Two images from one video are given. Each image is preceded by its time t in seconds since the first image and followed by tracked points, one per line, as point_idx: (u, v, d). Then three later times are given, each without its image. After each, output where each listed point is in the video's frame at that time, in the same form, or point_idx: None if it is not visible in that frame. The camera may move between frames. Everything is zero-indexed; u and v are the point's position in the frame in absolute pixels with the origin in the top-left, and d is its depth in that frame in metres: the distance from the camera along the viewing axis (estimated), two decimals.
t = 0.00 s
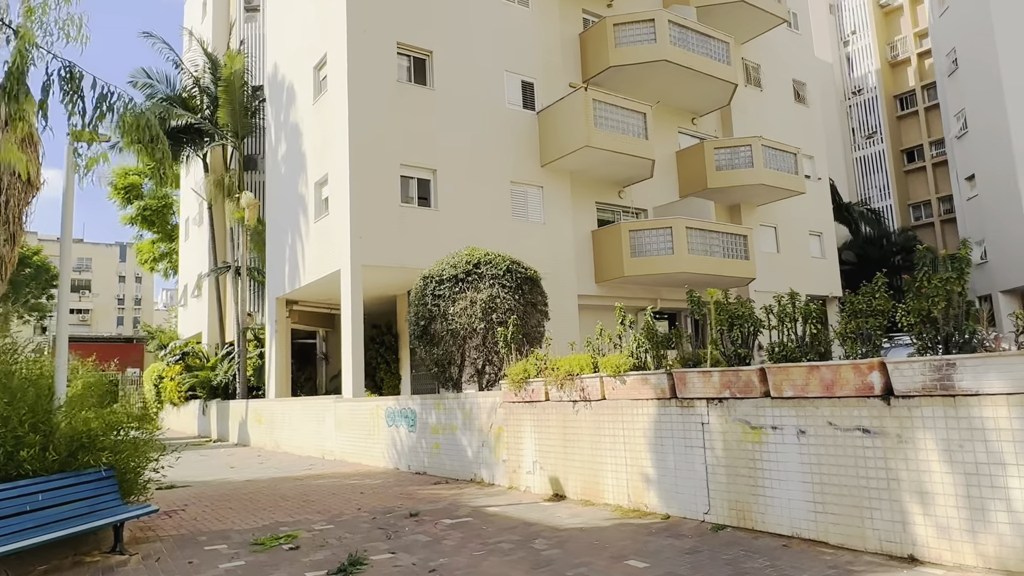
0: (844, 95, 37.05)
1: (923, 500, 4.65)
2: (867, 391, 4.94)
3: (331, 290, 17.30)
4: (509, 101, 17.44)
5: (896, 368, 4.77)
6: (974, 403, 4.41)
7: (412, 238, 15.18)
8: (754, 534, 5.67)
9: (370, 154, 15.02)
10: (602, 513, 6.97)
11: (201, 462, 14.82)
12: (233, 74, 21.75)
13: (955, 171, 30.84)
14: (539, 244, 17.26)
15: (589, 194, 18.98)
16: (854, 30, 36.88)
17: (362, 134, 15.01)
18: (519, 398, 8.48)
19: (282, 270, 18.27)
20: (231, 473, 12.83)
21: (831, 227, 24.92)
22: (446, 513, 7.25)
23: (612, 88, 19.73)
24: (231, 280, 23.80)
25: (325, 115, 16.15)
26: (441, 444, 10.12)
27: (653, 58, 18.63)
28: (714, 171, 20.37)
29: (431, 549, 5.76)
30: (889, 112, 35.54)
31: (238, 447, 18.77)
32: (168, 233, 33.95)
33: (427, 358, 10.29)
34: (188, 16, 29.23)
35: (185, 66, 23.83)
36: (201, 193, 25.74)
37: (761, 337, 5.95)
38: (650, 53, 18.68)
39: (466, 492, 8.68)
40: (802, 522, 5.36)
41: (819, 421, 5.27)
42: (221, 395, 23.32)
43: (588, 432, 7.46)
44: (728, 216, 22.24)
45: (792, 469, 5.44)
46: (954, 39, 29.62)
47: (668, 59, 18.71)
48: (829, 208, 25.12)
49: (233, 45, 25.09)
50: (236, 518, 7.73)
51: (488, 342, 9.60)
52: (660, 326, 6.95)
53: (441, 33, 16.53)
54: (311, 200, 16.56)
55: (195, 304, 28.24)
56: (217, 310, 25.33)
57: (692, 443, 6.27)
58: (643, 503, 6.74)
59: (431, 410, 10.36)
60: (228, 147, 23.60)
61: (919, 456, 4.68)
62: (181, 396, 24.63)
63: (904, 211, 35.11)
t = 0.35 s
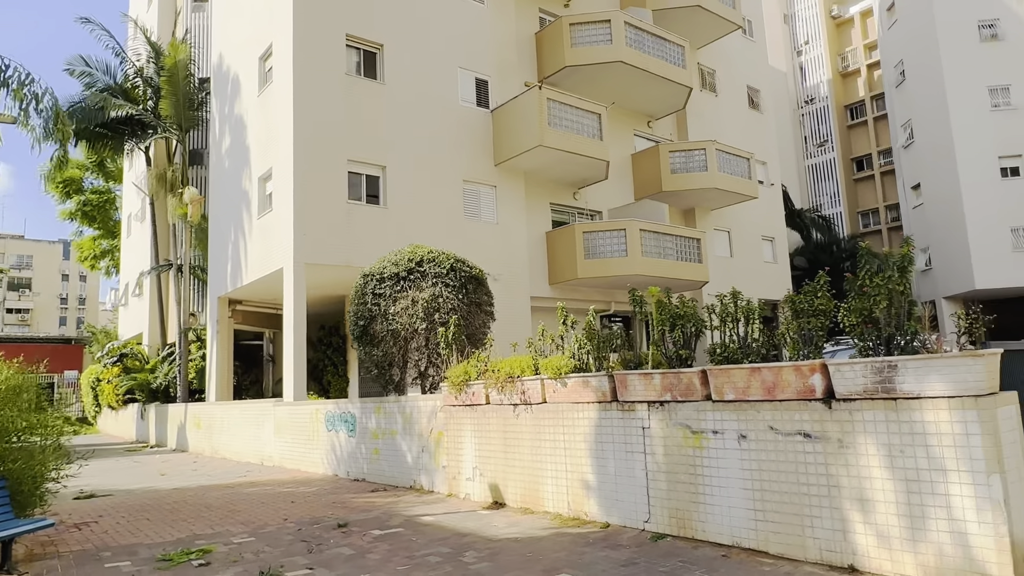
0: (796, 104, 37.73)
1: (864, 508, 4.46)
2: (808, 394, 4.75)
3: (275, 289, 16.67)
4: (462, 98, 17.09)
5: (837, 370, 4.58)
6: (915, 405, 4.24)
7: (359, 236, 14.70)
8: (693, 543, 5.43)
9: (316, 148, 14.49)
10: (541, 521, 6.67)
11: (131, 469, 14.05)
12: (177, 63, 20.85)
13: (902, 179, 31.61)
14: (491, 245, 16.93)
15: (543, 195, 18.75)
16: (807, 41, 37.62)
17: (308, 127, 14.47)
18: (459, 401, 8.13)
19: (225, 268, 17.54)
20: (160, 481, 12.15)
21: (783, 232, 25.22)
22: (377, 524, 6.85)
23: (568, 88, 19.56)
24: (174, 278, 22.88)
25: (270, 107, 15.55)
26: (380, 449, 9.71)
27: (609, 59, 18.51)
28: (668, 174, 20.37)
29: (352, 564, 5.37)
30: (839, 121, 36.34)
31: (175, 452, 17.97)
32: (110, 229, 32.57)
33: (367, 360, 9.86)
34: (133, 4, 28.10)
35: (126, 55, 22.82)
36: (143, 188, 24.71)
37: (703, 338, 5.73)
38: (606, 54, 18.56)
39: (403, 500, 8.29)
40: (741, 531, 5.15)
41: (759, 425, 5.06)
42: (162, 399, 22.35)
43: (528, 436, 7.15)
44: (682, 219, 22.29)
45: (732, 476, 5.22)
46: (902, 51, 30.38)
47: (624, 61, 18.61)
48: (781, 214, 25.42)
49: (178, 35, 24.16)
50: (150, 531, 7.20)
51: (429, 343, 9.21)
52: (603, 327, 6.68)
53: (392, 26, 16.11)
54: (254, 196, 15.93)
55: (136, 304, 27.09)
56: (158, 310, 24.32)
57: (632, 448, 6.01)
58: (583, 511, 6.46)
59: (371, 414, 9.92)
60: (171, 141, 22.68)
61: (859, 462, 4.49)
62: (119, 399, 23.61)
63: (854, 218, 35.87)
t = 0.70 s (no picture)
0: (734, 117, 38.66)
1: (779, 521, 4.29)
2: (726, 402, 4.57)
3: (195, 290, 15.83)
4: (398, 97, 16.67)
5: (754, 378, 4.41)
6: (831, 414, 4.09)
7: (285, 236, 14.09)
8: (609, 559, 5.19)
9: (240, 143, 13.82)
10: (456, 536, 6.33)
11: (29, 482, 13.04)
12: (96, 50, 19.73)
13: (832, 193, 32.68)
14: (426, 248, 16.53)
15: (481, 198, 18.45)
16: (744, 56, 38.63)
17: (232, 120, 13.79)
18: (376, 409, 7.72)
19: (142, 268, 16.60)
20: (58, 495, 11.27)
21: (718, 241, 25.65)
22: (279, 542, 6.38)
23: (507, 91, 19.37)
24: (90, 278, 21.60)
25: (192, 98, 14.79)
26: (296, 460, 9.19)
27: (548, 63, 18.41)
28: (607, 180, 20.39)
29: None
30: (774, 135, 37.42)
31: (84, 463, 16.85)
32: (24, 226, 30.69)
33: (282, 365, 9.32)
34: None
35: (41, 40, 21.50)
36: (59, 182, 23.30)
37: (623, 344, 5.51)
38: (545, 58, 18.45)
39: (315, 514, 7.83)
40: (658, 546, 4.92)
41: (677, 435, 4.85)
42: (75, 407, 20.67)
43: (445, 446, 6.80)
44: (621, 226, 22.37)
45: (649, 488, 5.00)
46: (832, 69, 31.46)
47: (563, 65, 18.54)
48: (717, 223, 25.86)
49: (99, 21, 22.92)
50: (26, 552, 6.54)
51: (348, 348, 8.79)
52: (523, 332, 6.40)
53: (325, 20, 15.58)
54: (174, 191, 15.10)
55: (50, 305, 25.52)
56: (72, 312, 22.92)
57: (550, 458, 5.74)
58: (500, 525, 6.15)
59: (287, 423, 9.39)
60: (90, 133, 21.44)
61: (776, 473, 4.33)
62: (26, 406, 22.07)
63: (787, 229, 36.93)
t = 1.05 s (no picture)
0: (667, 129, 39.35)
1: (689, 542, 4.04)
2: (637, 415, 4.30)
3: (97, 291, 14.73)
4: (323, 94, 16.04)
5: (666, 390, 4.16)
6: (742, 429, 3.87)
7: (196, 235, 13.27)
8: None
9: (147, 134, 12.93)
10: (356, 559, 5.87)
11: None
12: None
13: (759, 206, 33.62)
14: (350, 251, 15.92)
15: (410, 202, 17.96)
16: (678, 70, 39.42)
17: (139, 110, 12.88)
18: (278, 421, 7.17)
19: (38, 266, 15.34)
20: None
21: (649, 250, 25.92)
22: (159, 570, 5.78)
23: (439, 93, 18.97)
24: None
25: (96, 86, 13.77)
26: (192, 476, 8.49)
27: (481, 66, 18.13)
28: (539, 187, 20.24)
29: None
30: (705, 149, 38.32)
31: None
32: None
33: (179, 373, 8.61)
34: None
35: None
36: None
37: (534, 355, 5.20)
38: (478, 60, 18.14)
39: (208, 536, 7.20)
40: (565, 569, 4.61)
41: (587, 450, 4.56)
42: None
43: (349, 461, 6.34)
44: (553, 233, 22.24)
45: (558, 506, 4.69)
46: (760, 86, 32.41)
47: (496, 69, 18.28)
48: (648, 232, 26.13)
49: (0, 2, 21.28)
50: None
51: (252, 355, 8.21)
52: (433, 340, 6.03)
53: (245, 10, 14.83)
54: (74, 184, 14.02)
55: None
56: None
57: (457, 475, 5.37)
58: (403, 546, 5.74)
59: (184, 435, 8.68)
60: None
61: (686, 491, 4.08)
62: None
63: (716, 241, 37.80)
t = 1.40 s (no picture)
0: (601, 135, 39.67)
1: (599, 560, 3.72)
2: (547, 421, 3.98)
3: None
4: (242, 82, 15.21)
5: (577, 394, 3.85)
6: (656, 436, 3.59)
7: (94, 226, 12.25)
8: None
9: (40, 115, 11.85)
10: None
11: None
12: None
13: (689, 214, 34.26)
14: (268, 248, 15.13)
15: (335, 199, 17.26)
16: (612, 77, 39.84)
17: (31, 88, 11.79)
18: (166, 428, 6.51)
19: None
20: None
21: (581, 254, 25.94)
22: None
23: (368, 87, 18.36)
24: None
25: None
26: (71, 489, 7.67)
27: (411, 61, 17.62)
28: (471, 187, 19.89)
29: None
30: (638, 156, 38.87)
31: None
32: None
33: (59, 377, 7.75)
34: None
35: None
36: None
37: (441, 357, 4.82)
38: (409, 55, 17.62)
39: (83, 557, 6.46)
40: None
41: (494, 460, 4.20)
42: None
43: (241, 472, 5.77)
44: (484, 235, 21.90)
45: (462, 520, 4.30)
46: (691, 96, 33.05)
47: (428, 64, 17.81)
48: (580, 237, 26.15)
49: None
50: None
51: (142, 355, 7.49)
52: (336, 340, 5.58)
53: None
54: None
55: None
56: None
57: (356, 487, 4.91)
58: (297, 565, 5.23)
59: (64, 444, 7.84)
60: None
61: (597, 504, 3.77)
62: None
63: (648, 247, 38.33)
